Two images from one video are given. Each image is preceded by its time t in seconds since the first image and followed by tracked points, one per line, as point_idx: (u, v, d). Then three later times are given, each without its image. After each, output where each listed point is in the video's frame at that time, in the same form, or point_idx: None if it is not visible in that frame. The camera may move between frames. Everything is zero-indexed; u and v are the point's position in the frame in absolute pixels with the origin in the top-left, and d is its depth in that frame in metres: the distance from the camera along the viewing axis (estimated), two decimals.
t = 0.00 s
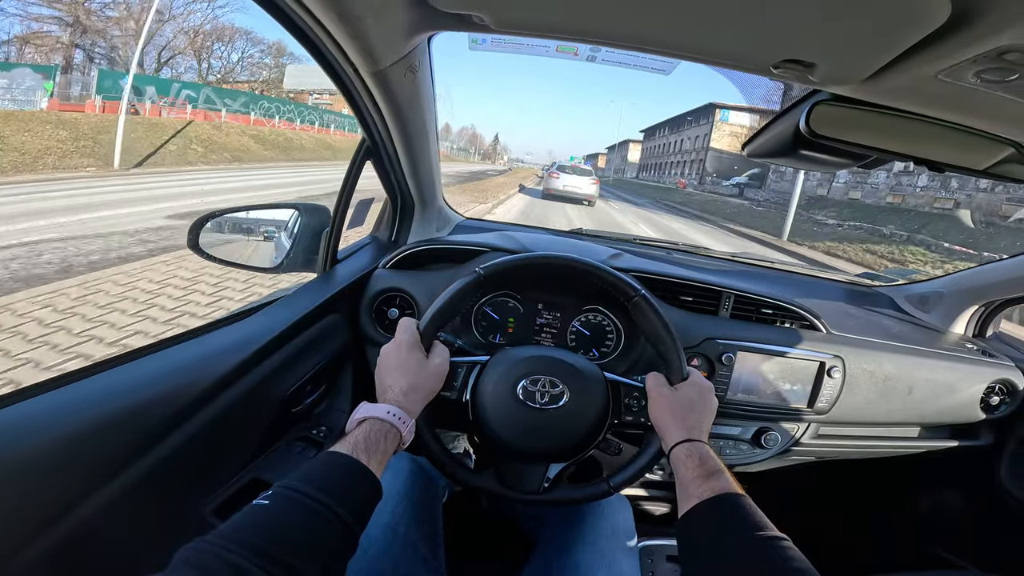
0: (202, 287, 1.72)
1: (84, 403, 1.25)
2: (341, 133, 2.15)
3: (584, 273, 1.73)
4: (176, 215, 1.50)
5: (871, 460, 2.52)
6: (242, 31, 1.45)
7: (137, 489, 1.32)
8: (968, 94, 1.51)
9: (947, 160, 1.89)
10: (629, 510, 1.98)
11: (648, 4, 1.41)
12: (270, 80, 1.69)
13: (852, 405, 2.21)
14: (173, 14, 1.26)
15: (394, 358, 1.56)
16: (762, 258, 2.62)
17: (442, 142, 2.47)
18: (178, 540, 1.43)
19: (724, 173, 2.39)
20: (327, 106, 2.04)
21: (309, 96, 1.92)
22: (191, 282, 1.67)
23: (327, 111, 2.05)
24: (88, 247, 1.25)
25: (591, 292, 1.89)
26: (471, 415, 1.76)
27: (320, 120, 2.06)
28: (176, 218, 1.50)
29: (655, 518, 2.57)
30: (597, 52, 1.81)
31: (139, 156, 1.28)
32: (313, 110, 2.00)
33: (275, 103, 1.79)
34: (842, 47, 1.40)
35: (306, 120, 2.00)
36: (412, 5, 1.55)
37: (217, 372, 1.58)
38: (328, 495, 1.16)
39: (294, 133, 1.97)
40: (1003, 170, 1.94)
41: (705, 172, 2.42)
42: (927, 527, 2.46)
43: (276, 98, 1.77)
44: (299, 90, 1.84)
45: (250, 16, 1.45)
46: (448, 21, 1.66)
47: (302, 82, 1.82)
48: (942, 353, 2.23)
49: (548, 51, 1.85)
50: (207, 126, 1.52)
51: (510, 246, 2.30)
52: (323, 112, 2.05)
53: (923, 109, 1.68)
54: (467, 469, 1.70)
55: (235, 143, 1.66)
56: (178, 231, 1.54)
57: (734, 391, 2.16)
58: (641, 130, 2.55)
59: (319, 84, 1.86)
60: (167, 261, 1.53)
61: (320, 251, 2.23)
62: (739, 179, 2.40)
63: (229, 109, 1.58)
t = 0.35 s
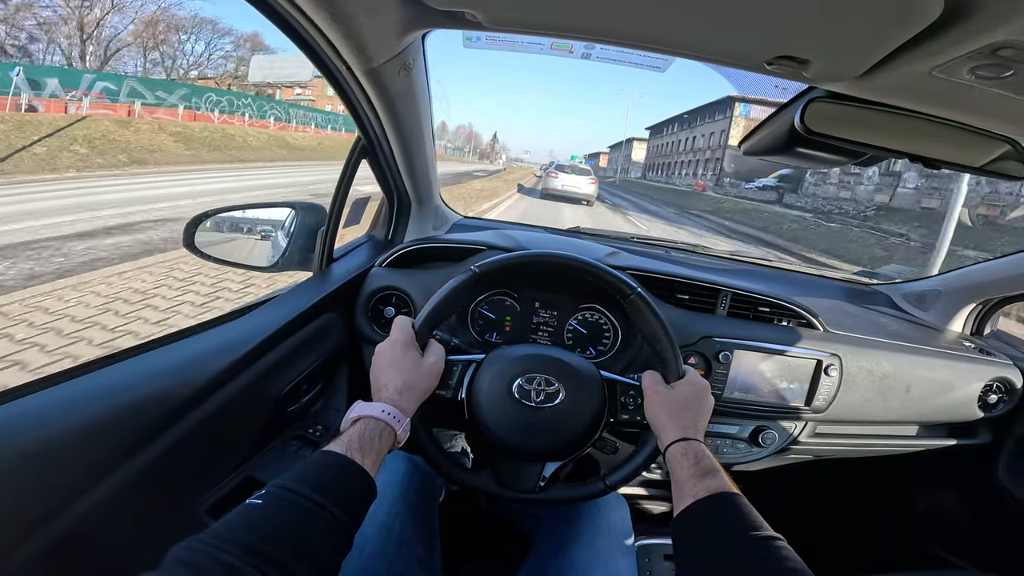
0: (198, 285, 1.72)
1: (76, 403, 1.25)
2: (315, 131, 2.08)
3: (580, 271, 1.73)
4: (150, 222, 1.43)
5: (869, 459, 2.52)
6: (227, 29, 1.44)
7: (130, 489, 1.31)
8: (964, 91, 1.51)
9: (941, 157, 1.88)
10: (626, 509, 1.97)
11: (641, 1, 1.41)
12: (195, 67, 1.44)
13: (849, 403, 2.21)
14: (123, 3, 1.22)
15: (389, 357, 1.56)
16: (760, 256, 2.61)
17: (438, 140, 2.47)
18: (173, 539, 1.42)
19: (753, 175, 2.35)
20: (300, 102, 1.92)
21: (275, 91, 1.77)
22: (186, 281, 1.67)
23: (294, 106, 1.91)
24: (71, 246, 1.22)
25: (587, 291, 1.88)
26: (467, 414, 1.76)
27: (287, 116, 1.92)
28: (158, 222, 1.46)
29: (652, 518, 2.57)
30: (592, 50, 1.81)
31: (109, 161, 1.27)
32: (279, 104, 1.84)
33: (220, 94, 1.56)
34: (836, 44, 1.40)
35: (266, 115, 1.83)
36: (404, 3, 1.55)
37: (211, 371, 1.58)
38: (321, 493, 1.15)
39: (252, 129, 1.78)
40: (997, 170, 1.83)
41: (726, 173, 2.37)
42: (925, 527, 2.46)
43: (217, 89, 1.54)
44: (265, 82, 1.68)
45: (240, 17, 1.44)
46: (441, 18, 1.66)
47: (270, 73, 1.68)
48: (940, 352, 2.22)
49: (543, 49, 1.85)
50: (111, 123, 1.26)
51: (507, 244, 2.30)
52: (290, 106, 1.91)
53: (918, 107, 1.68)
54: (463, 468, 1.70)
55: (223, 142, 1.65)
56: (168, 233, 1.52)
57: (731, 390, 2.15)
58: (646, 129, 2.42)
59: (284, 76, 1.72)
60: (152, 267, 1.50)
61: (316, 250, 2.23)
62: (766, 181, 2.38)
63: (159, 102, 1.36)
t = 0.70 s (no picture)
0: (197, 288, 1.72)
1: (76, 405, 1.25)
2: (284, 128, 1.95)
3: (578, 272, 1.73)
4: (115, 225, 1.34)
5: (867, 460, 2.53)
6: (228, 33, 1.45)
7: (131, 490, 1.32)
8: (960, 91, 1.52)
9: (938, 158, 1.88)
10: (625, 509, 1.98)
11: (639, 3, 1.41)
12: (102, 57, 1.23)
13: (847, 403, 2.22)
14: None
15: (388, 358, 1.56)
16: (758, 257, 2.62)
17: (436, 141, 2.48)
18: (173, 541, 1.42)
19: (783, 177, 2.37)
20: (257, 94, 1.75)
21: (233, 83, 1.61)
22: (185, 283, 1.67)
23: (245, 98, 1.71)
24: (26, 249, 1.13)
25: (585, 291, 1.89)
26: (466, 415, 1.76)
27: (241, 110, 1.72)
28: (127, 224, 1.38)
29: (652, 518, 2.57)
30: (590, 52, 1.82)
31: (79, 162, 1.22)
32: (230, 97, 1.64)
33: (144, 85, 1.38)
34: (833, 46, 1.41)
35: (213, 110, 1.61)
36: (403, 7, 1.57)
37: (211, 373, 1.58)
38: (322, 495, 1.16)
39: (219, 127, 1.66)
40: (993, 171, 1.84)
41: (749, 173, 2.37)
42: (923, 527, 2.47)
43: (137, 79, 1.35)
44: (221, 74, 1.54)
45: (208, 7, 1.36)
46: (439, 21, 1.67)
47: (224, 62, 1.50)
48: (938, 351, 2.23)
49: (541, 51, 1.85)
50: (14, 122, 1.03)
51: (505, 245, 2.30)
52: (242, 99, 1.72)
53: (914, 108, 1.68)
54: (462, 469, 1.70)
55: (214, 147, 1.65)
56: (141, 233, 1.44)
57: (730, 390, 2.16)
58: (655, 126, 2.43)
59: (246, 67, 1.55)
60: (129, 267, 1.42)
61: (315, 252, 2.24)
62: (803, 184, 2.35)
63: (67, 96, 1.16)
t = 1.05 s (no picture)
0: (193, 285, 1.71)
1: (67, 406, 1.23)
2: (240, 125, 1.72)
3: (575, 270, 1.72)
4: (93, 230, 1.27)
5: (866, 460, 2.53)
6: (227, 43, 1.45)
7: (122, 492, 1.30)
8: (959, 88, 1.51)
9: (936, 157, 1.88)
10: (623, 509, 1.97)
11: None
12: (22, 44, 1.04)
13: (846, 402, 2.21)
14: None
15: (383, 358, 1.55)
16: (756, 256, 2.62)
17: (432, 139, 2.46)
18: (168, 543, 1.41)
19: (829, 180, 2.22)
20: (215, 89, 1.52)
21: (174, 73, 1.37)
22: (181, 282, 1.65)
23: (183, 91, 1.43)
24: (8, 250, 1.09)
25: (583, 290, 1.88)
26: (462, 415, 1.75)
27: (179, 106, 1.44)
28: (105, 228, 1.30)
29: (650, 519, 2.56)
30: (586, 48, 1.80)
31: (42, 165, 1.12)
32: (164, 89, 1.37)
33: (46, 78, 1.10)
34: (831, 42, 1.40)
35: (140, 104, 1.33)
36: (398, 3, 1.56)
37: (206, 372, 1.57)
38: (316, 496, 1.14)
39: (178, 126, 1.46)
40: (993, 168, 1.82)
41: (777, 174, 2.28)
42: (923, 527, 2.47)
43: (37, 70, 1.07)
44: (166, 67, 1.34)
45: None
46: (435, 17, 1.67)
47: (169, 52, 1.33)
48: (937, 350, 2.22)
49: (537, 48, 1.84)
50: None
51: (502, 244, 2.29)
52: (182, 93, 1.44)
53: (912, 105, 1.68)
54: (459, 469, 1.69)
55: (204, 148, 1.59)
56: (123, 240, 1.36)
57: (728, 389, 2.15)
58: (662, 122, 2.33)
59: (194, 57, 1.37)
60: (115, 275, 1.36)
61: (310, 251, 2.22)
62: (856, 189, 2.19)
63: None
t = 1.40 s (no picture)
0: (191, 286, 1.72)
1: (65, 407, 1.24)
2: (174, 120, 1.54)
3: (571, 272, 1.73)
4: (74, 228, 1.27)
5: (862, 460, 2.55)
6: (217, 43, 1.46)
7: (120, 493, 1.31)
8: (950, 90, 1.52)
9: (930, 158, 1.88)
10: (620, 509, 1.98)
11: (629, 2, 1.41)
12: None
13: (841, 402, 2.22)
14: None
15: (380, 358, 1.56)
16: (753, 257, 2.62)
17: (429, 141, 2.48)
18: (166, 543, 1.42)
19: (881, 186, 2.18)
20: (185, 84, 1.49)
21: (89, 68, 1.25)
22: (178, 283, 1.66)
23: (101, 84, 1.29)
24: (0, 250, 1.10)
25: (579, 291, 1.89)
26: (459, 416, 1.76)
27: (95, 100, 1.30)
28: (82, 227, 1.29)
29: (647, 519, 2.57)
30: (581, 51, 1.81)
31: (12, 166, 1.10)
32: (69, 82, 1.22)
33: None
34: (824, 44, 1.41)
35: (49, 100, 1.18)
36: (392, 6, 1.58)
37: (203, 374, 1.57)
38: (312, 495, 1.15)
39: (122, 127, 1.37)
40: (987, 171, 1.82)
41: (816, 177, 2.27)
42: (919, 527, 2.48)
43: None
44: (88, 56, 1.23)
45: None
46: (429, 22, 1.69)
47: (97, 42, 1.23)
48: (932, 350, 2.23)
49: (532, 51, 1.85)
50: None
51: (499, 246, 2.30)
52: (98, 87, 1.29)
53: (905, 106, 1.69)
54: (456, 470, 1.70)
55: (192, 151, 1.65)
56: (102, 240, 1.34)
57: (724, 389, 2.15)
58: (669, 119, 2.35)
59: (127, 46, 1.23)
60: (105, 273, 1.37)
61: (308, 252, 2.24)
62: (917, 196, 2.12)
63: None
